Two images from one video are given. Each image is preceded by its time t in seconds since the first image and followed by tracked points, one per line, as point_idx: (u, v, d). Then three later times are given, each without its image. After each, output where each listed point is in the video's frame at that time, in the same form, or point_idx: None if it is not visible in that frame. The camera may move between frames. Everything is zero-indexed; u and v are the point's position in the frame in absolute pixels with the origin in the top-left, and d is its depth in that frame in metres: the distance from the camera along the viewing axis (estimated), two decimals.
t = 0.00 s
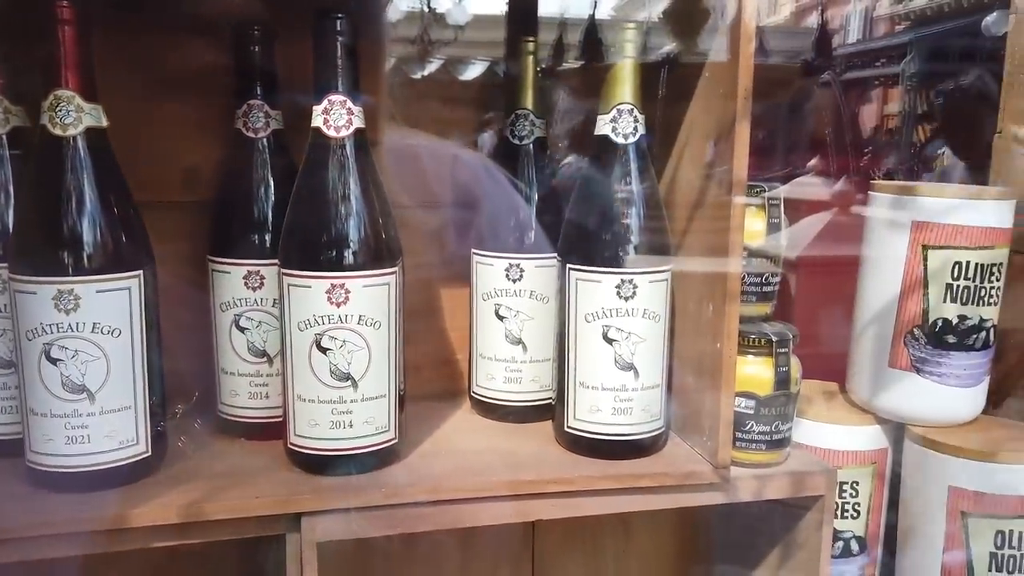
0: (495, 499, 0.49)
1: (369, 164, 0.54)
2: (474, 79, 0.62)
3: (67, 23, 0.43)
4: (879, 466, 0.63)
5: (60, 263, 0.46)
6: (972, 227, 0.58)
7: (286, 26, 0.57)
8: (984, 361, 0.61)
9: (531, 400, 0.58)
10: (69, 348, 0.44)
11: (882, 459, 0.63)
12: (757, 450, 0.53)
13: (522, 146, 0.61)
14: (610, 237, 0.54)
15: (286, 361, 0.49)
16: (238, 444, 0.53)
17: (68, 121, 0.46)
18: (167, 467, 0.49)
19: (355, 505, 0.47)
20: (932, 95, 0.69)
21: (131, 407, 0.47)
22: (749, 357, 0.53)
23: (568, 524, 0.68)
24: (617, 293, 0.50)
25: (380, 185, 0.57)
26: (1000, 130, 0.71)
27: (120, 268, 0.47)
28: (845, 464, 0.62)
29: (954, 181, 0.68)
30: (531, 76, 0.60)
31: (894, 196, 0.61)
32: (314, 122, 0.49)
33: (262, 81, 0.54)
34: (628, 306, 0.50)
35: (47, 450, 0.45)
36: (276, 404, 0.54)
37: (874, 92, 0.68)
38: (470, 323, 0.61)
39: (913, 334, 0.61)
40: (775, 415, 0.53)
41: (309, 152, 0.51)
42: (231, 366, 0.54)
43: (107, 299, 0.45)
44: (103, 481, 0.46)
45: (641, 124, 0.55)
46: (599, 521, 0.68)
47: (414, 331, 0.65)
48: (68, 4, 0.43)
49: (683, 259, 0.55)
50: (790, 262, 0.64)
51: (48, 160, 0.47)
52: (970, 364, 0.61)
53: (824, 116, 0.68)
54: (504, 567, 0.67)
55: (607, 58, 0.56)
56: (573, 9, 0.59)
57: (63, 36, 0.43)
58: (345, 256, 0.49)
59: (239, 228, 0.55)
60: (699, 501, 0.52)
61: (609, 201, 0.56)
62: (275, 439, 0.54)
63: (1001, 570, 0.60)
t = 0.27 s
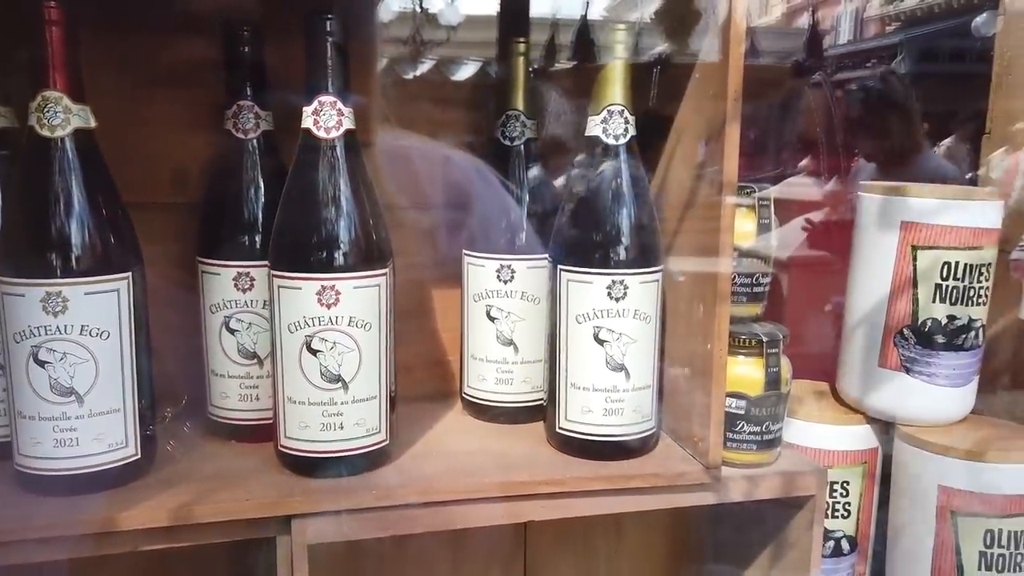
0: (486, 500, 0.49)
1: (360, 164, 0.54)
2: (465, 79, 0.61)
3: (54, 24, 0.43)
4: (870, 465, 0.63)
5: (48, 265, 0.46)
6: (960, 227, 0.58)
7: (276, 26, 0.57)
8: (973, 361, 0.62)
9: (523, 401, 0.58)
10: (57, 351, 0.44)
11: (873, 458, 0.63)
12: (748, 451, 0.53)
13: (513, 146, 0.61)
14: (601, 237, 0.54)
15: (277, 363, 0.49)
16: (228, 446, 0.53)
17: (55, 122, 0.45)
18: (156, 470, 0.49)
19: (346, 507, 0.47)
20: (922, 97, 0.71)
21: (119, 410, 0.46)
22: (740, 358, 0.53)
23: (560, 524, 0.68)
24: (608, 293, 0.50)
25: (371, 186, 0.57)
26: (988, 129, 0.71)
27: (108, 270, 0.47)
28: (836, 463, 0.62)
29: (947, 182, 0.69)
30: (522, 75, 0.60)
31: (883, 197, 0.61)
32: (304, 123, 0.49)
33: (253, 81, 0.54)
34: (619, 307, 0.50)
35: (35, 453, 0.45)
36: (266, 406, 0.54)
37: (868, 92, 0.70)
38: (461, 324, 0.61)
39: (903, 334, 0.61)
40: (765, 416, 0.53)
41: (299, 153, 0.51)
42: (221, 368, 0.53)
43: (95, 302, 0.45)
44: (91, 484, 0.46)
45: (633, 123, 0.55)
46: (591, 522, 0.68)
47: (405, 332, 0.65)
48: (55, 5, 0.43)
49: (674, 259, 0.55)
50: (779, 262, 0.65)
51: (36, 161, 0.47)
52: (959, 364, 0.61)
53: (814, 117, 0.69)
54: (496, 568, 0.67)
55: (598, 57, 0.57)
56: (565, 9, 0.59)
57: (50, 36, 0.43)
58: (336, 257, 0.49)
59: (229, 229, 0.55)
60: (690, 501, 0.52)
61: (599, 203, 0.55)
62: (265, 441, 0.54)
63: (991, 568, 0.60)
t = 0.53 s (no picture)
0: (482, 501, 0.50)
1: (356, 167, 0.55)
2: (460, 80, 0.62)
3: (50, 27, 0.43)
4: (864, 464, 0.64)
5: (45, 268, 0.46)
6: (953, 228, 0.59)
7: (272, 29, 0.57)
8: (965, 361, 0.62)
9: (519, 402, 0.59)
10: (54, 353, 0.44)
11: (866, 458, 0.64)
12: (743, 451, 0.54)
13: (508, 149, 0.62)
14: (596, 238, 0.55)
15: (274, 365, 0.49)
16: (225, 448, 0.53)
17: (51, 125, 0.46)
18: (153, 472, 0.49)
19: (343, 508, 0.47)
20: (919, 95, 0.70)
21: (116, 412, 0.46)
22: (735, 358, 0.53)
23: (557, 524, 0.68)
24: (603, 295, 0.50)
25: (367, 188, 0.57)
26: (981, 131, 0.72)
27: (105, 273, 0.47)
28: (830, 463, 0.63)
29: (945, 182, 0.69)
30: (517, 76, 0.60)
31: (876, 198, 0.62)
32: (301, 126, 0.49)
33: (249, 84, 0.54)
34: (615, 308, 0.50)
35: (32, 455, 0.45)
36: (263, 408, 0.54)
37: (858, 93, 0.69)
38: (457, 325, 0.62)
39: (896, 335, 0.61)
40: (760, 415, 0.53)
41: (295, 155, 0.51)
42: (218, 370, 0.53)
43: (92, 304, 0.45)
44: (89, 487, 0.46)
45: (627, 124, 0.55)
46: (587, 522, 0.68)
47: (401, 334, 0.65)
48: (51, 8, 0.43)
49: (669, 261, 0.55)
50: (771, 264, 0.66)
51: (32, 164, 0.47)
52: (952, 364, 0.61)
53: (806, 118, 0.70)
54: (493, 568, 0.67)
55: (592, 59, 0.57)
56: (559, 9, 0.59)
57: (46, 40, 0.43)
58: (333, 259, 0.50)
59: (225, 231, 0.55)
60: (685, 501, 0.53)
61: (596, 203, 0.56)
62: (263, 442, 0.54)
63: (984, 566, 0.60)
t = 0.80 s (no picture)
0: (487, 501, 0.50)
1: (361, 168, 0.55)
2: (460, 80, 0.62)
3: (58, 29, 0.43)
4: (865, 465, 0.64)
5: (52, 269, 0.46)
6: (954, 229, 0.59)
7: (274, 29, 0.57)
8: (967, 361, 0.63)
9: (523, 402, 0.59)
10: (62, 354, 0.44)
11: (868, 458, 0.64)
12: (747, 451, 0.54)
13: (511, 150, 0.62)
14: (601, 239, 0.55)
15: (280, 365, 0.49)
16: (231, 449, 0.53)
17: (59, 127, 0.46)
18: (160, 473, 0.49)
19: (350, 508, 0.48)
20: (913, 96, 0.71)
21: (123, 413, 0.47)
22: (738, 359, 0.53)
23: (560, 525, 0.68)
24: (608, 296, 0.50)
25: (372, 189, 0.57)
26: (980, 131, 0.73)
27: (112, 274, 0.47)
28: (832, 463, 0.63)
29: (937, 183, 0.71)
30: (520, 77, 0.60)
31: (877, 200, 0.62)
32: (307, 128, 0.49)
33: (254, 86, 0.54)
34: (620, 309, 0.50)
35: (40, 456, 0.45)
36: (269, 409, 0.54)
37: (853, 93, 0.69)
38: (461, 326, 0.62)
39: (898, 335, 0.62)
40: (764, 415, 0.54)
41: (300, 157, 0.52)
42: (224, 371, 0.54)
43: (100, 305, 0.45)
44: (96, 487, 0.46)
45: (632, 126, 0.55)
46: (590, 522, 0.68)
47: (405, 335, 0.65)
48: (59, 10, 0.43)
49: (671, 261, 0.56)
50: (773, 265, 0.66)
51: (40, 166, 0.47)
52: (953, 364, 0.62)
53: (804, 117, 0.68)
54: (497, 568, 0.68)
55: (590, 60, 0.58)
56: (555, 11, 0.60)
57: (54, 42, 0.43)
58: (339, 260, 0.50)
59: (230, 233, 0.55)
60: (689, 502, 0.53)
61: (601, 204, 0.56)
62: (268, 443, 0.54)
63: (985, 565, 0.61)
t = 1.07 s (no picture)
0: (503, 502, 0.50)
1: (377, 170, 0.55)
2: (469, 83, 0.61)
3: (78, 32, 0.43)
4: (876, 467, 0.64)
5: (72, 271, 0.46)
6: (966, 232, 0.59)
7: (291, 30, 0.57)
8: (978, 363, 0.63)
9: (537, 403, 0.59)
10: (82, 356, 0.45)
11: (879, 460, 0.64)
12: (761, 452, 0.54)
13: (524, 153, 0.62)
14: (616, 242, 0.55)
15: (298, 367, 0.49)
16: (247, 449, 0.54)
17: (79, 130, 0.46)
18: (178, 474, 0.50)
19: (367, 509, 0.48)
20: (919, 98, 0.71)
21: (142, 413, 0.47)
22: (752, 360, 0.54)
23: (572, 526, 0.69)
24: (623, 297, 0.51)
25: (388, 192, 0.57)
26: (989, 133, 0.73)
27: (131, 275, 0.47)
28: (844, 465, 0.63)
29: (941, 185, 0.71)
30: (533, 82, 0.61)
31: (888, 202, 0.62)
32: (324, 130, 0.49)
33: (272, 89, 0.54)
34: (635, 311, 0.50)
35: (60, 457, 0.46)
36: (285, 410, 0.54)
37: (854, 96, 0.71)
38: (474, 328, 0.62)
39: (910, 337, 0.62)
40: (778, 417, 0.54)
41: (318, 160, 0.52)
42: (240, 373, 0.54)
43: (119, 307, 0.45)
44: (117, 487, 0.46)
45: (646, 127, 0.55)
46: (602, 524, 0.68)
47: (418, 336, 0.66)
48: (80, 14, 0.43)
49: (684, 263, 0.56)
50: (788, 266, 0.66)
51: (60, 169, 0.47)
52: (965, 367, 0.62)
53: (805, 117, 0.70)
54: (509, 569, 0.68)
55: (592, 61, 0.60)
56: (554, 15, 0.60)
57: (74, 46, 0.43)
58: (356, 262, 0.50)
59: (247, 235, 0.56)
60: (704, 503, 0.53)
61: (615, 209, 0.56)
62: (284, 444, 0.54)
63: (997, 567, 0.61)
